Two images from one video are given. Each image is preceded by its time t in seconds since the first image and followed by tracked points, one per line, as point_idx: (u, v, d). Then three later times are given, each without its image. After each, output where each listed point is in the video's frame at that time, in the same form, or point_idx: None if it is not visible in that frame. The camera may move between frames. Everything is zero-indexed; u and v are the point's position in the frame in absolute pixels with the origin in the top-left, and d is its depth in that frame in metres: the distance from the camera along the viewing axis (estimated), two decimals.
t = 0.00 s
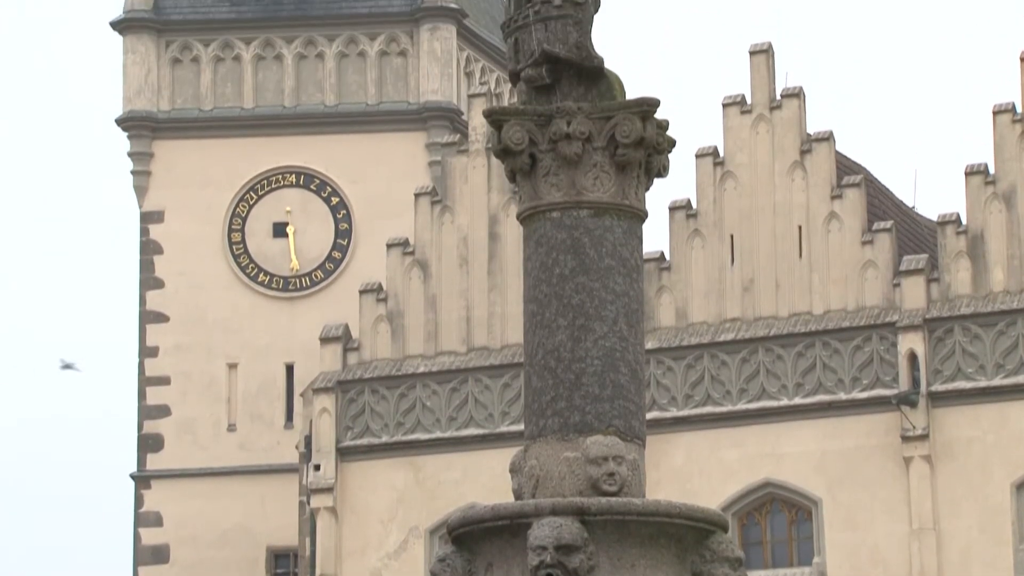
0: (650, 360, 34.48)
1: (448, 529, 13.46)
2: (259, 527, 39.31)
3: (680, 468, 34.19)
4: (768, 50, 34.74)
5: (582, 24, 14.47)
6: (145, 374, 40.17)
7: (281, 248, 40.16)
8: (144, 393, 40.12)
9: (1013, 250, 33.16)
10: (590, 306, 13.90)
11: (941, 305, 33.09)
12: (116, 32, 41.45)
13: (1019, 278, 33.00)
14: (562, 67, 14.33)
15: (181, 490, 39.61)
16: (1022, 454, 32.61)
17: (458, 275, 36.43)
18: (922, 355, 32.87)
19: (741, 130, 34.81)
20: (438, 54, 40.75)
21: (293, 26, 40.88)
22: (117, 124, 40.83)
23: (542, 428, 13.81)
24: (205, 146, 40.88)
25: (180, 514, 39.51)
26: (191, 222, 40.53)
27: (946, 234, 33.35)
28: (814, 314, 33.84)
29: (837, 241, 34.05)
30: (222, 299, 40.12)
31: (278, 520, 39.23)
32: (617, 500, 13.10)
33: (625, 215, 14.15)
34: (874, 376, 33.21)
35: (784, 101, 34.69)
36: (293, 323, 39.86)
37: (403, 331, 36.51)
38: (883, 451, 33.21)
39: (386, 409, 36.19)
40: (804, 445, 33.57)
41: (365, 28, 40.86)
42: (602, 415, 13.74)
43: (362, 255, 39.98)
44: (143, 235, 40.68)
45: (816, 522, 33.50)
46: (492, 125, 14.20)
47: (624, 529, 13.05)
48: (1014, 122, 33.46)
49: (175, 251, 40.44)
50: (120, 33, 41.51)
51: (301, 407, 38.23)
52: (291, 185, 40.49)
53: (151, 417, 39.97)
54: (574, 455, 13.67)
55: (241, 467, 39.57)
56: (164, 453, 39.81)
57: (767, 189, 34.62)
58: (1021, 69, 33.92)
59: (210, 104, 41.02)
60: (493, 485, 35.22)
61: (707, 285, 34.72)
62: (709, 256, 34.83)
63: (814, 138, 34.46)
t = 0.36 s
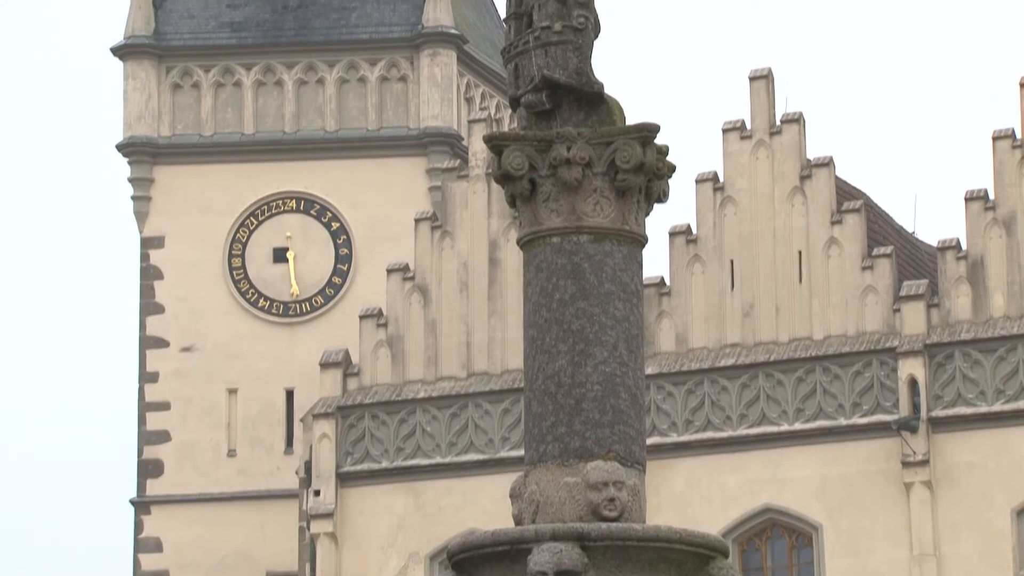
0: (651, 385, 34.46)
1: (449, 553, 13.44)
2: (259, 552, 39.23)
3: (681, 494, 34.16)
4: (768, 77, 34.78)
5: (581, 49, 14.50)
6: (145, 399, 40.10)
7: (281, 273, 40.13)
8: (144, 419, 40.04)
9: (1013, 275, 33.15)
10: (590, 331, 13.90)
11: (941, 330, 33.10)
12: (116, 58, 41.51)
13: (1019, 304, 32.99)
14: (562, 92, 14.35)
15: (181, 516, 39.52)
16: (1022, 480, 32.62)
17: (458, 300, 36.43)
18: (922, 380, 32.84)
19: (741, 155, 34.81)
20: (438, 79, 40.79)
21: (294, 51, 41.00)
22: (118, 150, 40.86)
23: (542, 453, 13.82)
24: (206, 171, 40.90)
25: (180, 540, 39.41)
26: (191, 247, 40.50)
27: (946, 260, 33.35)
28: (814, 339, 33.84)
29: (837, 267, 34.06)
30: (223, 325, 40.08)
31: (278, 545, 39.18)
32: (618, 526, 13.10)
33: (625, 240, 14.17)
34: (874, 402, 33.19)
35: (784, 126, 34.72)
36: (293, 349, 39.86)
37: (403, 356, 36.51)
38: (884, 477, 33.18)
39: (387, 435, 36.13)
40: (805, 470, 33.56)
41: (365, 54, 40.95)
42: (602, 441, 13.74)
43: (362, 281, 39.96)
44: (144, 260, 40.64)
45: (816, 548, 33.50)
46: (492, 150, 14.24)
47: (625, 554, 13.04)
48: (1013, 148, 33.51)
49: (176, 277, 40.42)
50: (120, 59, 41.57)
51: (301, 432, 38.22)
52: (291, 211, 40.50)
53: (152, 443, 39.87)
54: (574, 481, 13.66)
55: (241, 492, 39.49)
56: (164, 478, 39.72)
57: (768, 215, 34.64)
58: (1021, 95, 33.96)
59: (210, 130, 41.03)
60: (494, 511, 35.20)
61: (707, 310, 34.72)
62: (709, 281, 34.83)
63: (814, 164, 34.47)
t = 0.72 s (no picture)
0: (651, 411, 34.44)
1: None
2: None
3: (682, 519, 34.17)
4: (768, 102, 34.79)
5: (582, 75, 14.56)
6: (145, 424, 40.07)
7: (281, 298, 40.11)
8: (144, 444, 39.99)
9: (1013, 300, 33.13)
10: (590, 356, 14.01)
11: (942, 356, 33.06)
12: (117, 84, 41.50)
13: (1019, 329, 32.98)
14: (562, 118, 14.43)
15: (181, 541, 39.51)
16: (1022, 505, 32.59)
17: (458, 325, 36.40)
18: (922, 407, 32.79)
19: (741, 180, 34.82)
20: (438, 105, 40.77)
21: (295, 77, 40.99)
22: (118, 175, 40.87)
23: (543, 478, 13.91)
24: (206, 197, 40.91)
25: (180, 565, 39.36)
26: (192, 272, 40.50)
27: (947, 286, 33.30)
28: (815, 364, 33.83)
29: (837, 292, 34.02)
30: (223, 350, 40.08)
31: (278, 570, 39.15)
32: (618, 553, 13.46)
33: (625, 265, 14.30)
34: (875, 427, 33.18)
35: (784, 152, 34.67)
36: (293, 374, 39.83)
37: (403, 381, 36.50)
38: (884, 502, 33.21)
39: (387, 460, 36.12)
40: (805, 495, 33.56)
41: (365, 80, 40.96)
42: (602, 466, 13.85)
43: (362, 306, 39.98)
44: (144, 285, 40.64)
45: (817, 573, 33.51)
46: (493, 175, 14.34)
47: None
48: (1013, 173, 33.44)
49: (175, 302, 40.40)
50: (120, 85, 41.56)
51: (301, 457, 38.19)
52: (291, 236, 40.49)
53: (152, 469, 39.83)
54: (574, 506, 13.76)
55: (241, 517, 39.47)
56: (164, 503, 39.66)
57: (767, 240, 34.61)
58: (1020, 121, 33.92)
59: (211, 156, 41.01)
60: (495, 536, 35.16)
61: (707, 335, 34.72)
62: (709, 306, 34.80)
63: (814, 190, 34.45)
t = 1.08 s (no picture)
0: (651, 436, 34.41)
1: None
2: None
3: (682, 545, 34.18)
4: (768, 127, 34.78)
5: (582, 100, 14.55)
6: (145, 450, 40.05)
7: (281, 324, 40.12)
8: (144, 470, 39.98)
9: (1013, 325, 33.09)
10: (590, 382, 14.02)
11: (942, 381, 33.04)
12: (117, 110, 41.51)
13: (1020, 355, 32.93)
14: (562, 143, 14.45)
15: (181, 568, 39.49)
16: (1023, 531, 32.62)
17: (458, 350, 36.38)
18: (923, 432, 32.79)
19: (742, 206, 34.81)
20: (438, 130, 40.80)
21: (295, 102, 41.00)
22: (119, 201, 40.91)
23: (544, 503, 13.97)
24: (206, 222, 40.95)
25: None
26: (192, 298, 40.52)
27: (947, 311, 33.28)
28: (815, 390, 33.82)
29: (837, 318, 34.01)
30: (223, 376, 40.10)
31: None
32: None
33: (626, 290, 14.32)
34: (875, 453, 33.18)
35: (784, 177, 34.71)
36: (293, 399, 39.81)
37: (403, 407, 36.47)
38: (884, 528, 33.22)
39: (387, 485, 36.13)
40: (805, 521, 33.59)
41: (365, 105, 40.97)
42: (603, 491, 13.89)
43: (362, 332, 39.97)
44: (144, 311, 40.67)
45: None
46: (493, 202, 14.43)
47: None
48: (1013, 200, 33.42)
49: (175, 328, 40.42)
50: (121, 110, 41.58)
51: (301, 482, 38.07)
52: (292, 261, 40.52)
53: (152, 494, 39.82)
54: (574, 531, 13.85)
55: (240, 543, 39.40)
56: (164, 529, 39.67)
57: (768, 265, 34.56)
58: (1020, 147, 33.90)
59: (211, 181, 41.05)
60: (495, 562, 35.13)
61: (707, 361, 34.71)
62: (709, 331, 34.79)
63: (814, 215, 34.44)
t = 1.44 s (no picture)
0: (651, 463, 34.35)
1: None
2: None
3: (682, 572, 34.20)
4: (768, 154, 34.67)
5: (582, 126, 14.55)
6: (144, 478, 39.99)
7: (281, 351, 40.10)
8: (143, 497, 39.91)
9: (1014, 352, 33.03)
10: (590, 408, 14.00)
11: (942, 408, 32.99)
12: (118, 137, 41.51)
13: (1020, 382, 32.89)
14: (562, 170, 14.47)
15: None
16: None
17: (459, 377, 36.34)
18: (923, 459, 32.78)
19: (741, 233, 34.71)
20: (438, 157, 40.80)
21: (295, 129, 40.99)
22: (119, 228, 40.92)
23: (544, 530, 13.95)
24: (207, 249, 40.95)
25: None
26: (192, 325, 40.51)
27: (948, 338, 33.20)
28: (815, 417, 33.77)
29: (838, 344, 33.96)
30: (224, 403, 40.08)
31: None
32: None
33: (625, 317, 14.31)
34: (876, 479, 33.20)
35: (784, 204, 34.60)
36: (293, 426, 39.75)
37: (403, 434, 36.40)
38: (885, 555, 33.24)
39: (387, 512, 36.16)
40: (805, 548, 33.61)
41: (365, 132, 40.92)
42: (602, 518, 13.87)
43: (362, 359, 39.97)
44: (144, 338, 40.66)
45: None
46: (494, 228, 14.44)
47: None
48: (1013, 226, 33.37)
49: (175, 354, 40.43)
50: (121, 137, 41.58)
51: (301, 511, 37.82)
52: (292, 287, 40.51)
53: (151, 522, 39.74)
54: (575, 558, 13.83)
55: (240, 570, 39.32)
56: (163, 556, 39.58)
57: (768, 292, 34.52)
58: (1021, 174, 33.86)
59: (212, 208, 41.04)
60: None
61: (707, 388, 34.64)
62: (709, 358, 34.71)
63: (814, 242, 34.37)
